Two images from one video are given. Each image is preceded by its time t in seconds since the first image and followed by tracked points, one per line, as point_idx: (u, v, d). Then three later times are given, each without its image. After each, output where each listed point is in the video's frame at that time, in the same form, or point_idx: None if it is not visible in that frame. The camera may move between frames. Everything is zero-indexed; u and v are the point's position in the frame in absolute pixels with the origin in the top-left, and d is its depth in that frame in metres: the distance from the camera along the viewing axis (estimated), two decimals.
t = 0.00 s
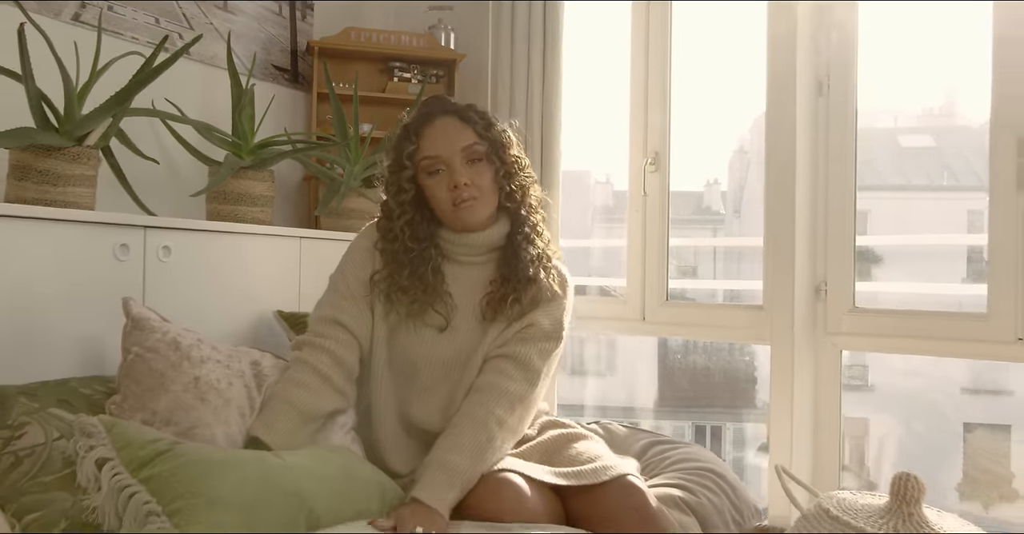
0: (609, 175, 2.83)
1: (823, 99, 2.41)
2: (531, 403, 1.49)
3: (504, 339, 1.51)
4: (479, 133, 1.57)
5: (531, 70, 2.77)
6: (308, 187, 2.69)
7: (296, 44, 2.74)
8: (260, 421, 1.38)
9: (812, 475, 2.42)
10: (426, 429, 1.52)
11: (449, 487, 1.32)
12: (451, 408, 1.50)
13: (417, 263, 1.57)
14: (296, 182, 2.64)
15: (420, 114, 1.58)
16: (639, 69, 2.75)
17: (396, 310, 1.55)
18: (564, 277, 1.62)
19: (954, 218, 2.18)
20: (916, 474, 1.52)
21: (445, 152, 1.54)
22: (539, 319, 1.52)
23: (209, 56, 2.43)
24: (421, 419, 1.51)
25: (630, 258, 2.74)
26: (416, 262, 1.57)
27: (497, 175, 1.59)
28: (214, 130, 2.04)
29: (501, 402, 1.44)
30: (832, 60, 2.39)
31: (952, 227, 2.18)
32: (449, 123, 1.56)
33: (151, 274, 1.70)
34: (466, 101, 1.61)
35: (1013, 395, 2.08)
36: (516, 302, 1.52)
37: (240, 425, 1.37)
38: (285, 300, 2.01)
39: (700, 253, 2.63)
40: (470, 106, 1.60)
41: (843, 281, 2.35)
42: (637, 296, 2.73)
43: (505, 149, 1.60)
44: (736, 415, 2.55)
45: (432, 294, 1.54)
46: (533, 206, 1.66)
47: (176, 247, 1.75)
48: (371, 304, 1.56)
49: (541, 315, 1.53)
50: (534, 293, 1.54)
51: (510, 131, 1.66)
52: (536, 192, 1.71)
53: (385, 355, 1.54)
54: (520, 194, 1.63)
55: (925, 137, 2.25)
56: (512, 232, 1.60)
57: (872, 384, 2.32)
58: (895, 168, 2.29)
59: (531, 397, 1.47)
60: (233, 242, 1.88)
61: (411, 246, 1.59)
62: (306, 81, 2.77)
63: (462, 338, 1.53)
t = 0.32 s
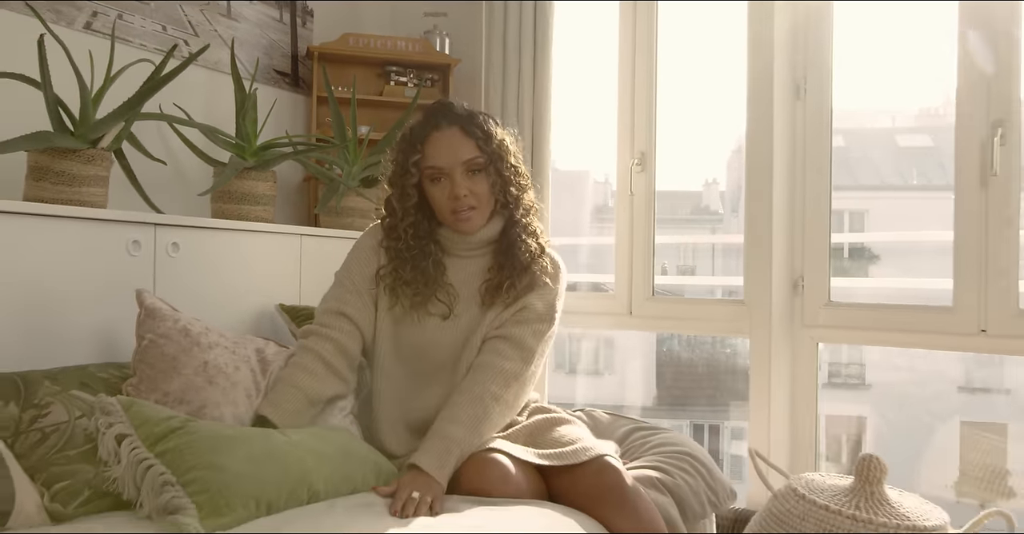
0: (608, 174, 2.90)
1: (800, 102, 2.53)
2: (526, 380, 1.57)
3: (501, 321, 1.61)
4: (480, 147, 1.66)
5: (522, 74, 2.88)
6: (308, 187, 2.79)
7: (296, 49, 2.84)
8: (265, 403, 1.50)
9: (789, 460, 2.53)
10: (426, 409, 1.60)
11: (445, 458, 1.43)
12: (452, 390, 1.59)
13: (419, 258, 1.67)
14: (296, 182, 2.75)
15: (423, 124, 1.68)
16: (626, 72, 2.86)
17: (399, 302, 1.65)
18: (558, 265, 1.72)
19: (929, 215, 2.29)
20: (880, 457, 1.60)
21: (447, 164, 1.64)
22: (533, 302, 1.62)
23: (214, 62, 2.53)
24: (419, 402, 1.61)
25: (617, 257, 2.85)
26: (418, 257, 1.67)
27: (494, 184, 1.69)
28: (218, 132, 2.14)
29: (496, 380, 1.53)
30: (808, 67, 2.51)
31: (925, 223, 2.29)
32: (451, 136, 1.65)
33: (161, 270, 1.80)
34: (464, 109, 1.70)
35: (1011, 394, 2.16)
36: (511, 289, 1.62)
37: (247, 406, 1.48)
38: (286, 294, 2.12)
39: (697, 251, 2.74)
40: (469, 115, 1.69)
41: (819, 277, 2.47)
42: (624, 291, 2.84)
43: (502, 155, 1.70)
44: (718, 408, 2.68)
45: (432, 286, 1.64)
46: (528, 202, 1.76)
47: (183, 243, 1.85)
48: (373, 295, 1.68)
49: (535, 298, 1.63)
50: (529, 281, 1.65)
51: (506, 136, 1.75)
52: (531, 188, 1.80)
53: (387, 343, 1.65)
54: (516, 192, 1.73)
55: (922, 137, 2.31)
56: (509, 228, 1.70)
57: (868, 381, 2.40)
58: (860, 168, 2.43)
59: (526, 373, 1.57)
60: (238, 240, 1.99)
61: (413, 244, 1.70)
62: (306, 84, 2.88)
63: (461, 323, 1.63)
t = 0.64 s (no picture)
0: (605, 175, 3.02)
1: (783, 106, 2.66)
2: (524, 363, 1.69)
3: (500, 308, 1.72)
4: (485, 158, 1.76)
5: (517, 80, 2.99)
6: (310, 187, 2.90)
7: (300, 54, 2.95)
8: (274, 385, 1.59)
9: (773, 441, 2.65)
10: (430, 389, 1.71)
11: (450, 438, 1.55)
12: (456, 368, 1.71)
13: (424, 252, 1.78)
14: (298, 183, 2.86)
15: (432, 131, 1.79)
16: (618, 75, 2.97)
17: (405, 291, 1.76)
18: (555, 257, 1.83)
19: (909, 215, 2.42)
20: (851, 442, 1.72)
21: (453, 171, 1.74)
22: (530, 290, 1.73)
23: (221, 67, 2.64)
24: (423, 385, 1.72)
25: (609, 255, 2.96)
26: (423, 251, 1.78)
27: (497, 191, 1.80)
28: (227, 135, 2.25)
29: (497, 363, 1.65)
30: (790, 74, 2.64)
31: (902, 222, 2.43)
32: (459, 145, 1.75)
33: (175, 265, 1.91)
34: (472, 119, 1.80)
35: (1007, 393, 2.26)
36: (509, 280, 1.74)
37: (260, 386, 1.60)
38: (291, 286, 2.24)
39: (696, 249, 2.82)
40: (476, 124, 1.78)
41: (800, 275, 2.61)
42: (616, 287, 2.95)
43: (507, 163, 1.79)
44: (706, 400, 2.79)
45: (436, 277, 1.75)
46: (529, 201, 1.86)
47: (196, 240, 1.96)
48: (380, 284, 1.79)
49: (533, 286, 1.74)
50: (527, 271, 1.76)
51: (512, 145, 1.84)
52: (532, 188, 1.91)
53: (393, 330, 1.75)
54: (519, 195, 1.82)
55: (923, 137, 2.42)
56: (508, 227, 1.80)
57: (867, 382, 2.51)
58: (836, 169, 2.57)
59: (523, 357, 1.68)
60: (247, 237, 2.10)
61: (419, 239, 1.80)
62: (309, 88, 2.98)
63: (462, 310, 1.74)
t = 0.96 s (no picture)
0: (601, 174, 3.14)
1: (768, 107, 2.80)
2: (517, 349, 1.82)
3: (495, 295, 1.83)
4: (485, 155, 1.87)
5: (514, 83, 3.12)
6: (315, 184, 3.01)
7: (305, 57, 3.06)
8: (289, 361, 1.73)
9: (760, 426, 2.78)
10: (430, 368, 1.84)
11: (454, 418, 1.67)
12: (454, 350, 1.82)
13: (423, 238, 1.90)
14: (303, 180, 2.97)
15: (440, 127, 1.91)
16: (612, 77, 3.09)
17: (407, 275, 1.88)
18: (550, 252, 1.94)
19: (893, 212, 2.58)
20: (828, 422, 1.82)
21: (454, 165, 1.86)
22: (524, 280, 1.85)
23: (231, 70, 2.76)
24: (424, 365, 1.84)
25: (602, 250, 3.08)
26: (422, 237, 1.90)
27: (495, 188, 1.90)
28: (238, 135, 2.37)
29: (494, 349, 1.76)
30: (775, 76, 2.78)
31: (877, 220, 2.60)
32: (462, 141, 1.87)
33: (192, 257, 2.03)
34: (479, 119, 1.91)
35: (1002, 391, 2.40)
36: (502, 270, 1.85)
37: (277, 360, 1.72)
38: (300, 277, 2.35)
39: (694, 245, 2.94)
40: (481, 125, 1.90)
41: (785, 269, 2.74)
42: (609, 281, 3.07)
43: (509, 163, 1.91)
44: (696, 388, 2.92)
45: (434, 262, 1.87)
46: (529, 200, 1.97)
47: (210, 234, 2.08)
48: (386, 268, 1.92)
49: (526, 276, 1.86)
50: (520, 263, 1.87)
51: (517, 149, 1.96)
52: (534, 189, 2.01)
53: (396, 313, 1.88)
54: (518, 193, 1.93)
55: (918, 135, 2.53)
56: (505, 222, 1.90)
57: (863, 380, 2.63)
58: (823, 169, 2.71)
59: (515, 342, 1.80)
60: (258, 231, 2.22)
61: (421, 225, 1.92)
62: (314, 90, 3.10)
63: (460, 297, 1.86)
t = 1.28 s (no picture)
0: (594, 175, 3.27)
1: (749, 109, 2.97)
2: (500, 339, 1.93)
3: (478, 288, 1.95)
4: (479, 148, 2.02)
5: (507, 88, 3.23)
6: (315, 184, 3.13)
7: (305, 61, 3.18)
8: (297, 343, 1.90)
9: (740, 414, 2.95)
10: (422, 355, 1.96)
11: (445, 407, 1.78)
12: (443, 339, 1.94)
13: (411, 222, 2.04)
14: (304, 180, 3.09)
15: (440, 120, 2.07)
16: (602, 80, 3.23)
17: (399, 257, 2.03)
18: (533, 251, 2.06)
19: (863, 210, 2.74)
20: (802, 408, 1.91)
21: (447, 150, 2.01)
22: (507, 274, 1.97)
23: (235, 74, 2.87)
24: (418, 352, 1.96)
25: (592, 246, 3.22)
26: (410, 220, 2.04)
27: (482, 183, 2.03)
28: (242, 136, 2.49)
29: (481, 339, 1.88)
30: (756, 80, 2.95)
31: (851, 216, 2.76)
32: (456, 133, 2.02)
33: (200, 252, 2.15)
34: (479, 118, 2.07)
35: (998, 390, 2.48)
36: (485, 263, 1.97)
37: (282, 347, 1.88)
38: (303, 272, 2.47)
39: (693, 244, 3.04)
40: (480, 122, 2.05)
41: (765, 266, 2.92)
42: (598, 277, 3.21)
43: (502, 163, 2.05)
44: (681, 377, 3.06)
45: (420, 246, 2.00)
46: (517, 201, 2.10)
47: (217, 231, 2.19)
48: (382, 256, 2.04)
49: (509, 271, 1.98)
50: (501, 259, 1.99)
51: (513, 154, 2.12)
52: (523, 193, 2.15)
53: (392, 302, 2.01)
54: (508, 194, 2.06)
55: (908, 116, 2.63)
56: (490, 219, 2.03)
57: (859, 379, 2.75)
58: (802, 170, 2.87)
59: (496, 333, 1.91)
60: (261, 228, 2.33)
61: (413, 210, 2.07)
62: (314, 92, 3.21)
63: (446, 287, 1.98)
